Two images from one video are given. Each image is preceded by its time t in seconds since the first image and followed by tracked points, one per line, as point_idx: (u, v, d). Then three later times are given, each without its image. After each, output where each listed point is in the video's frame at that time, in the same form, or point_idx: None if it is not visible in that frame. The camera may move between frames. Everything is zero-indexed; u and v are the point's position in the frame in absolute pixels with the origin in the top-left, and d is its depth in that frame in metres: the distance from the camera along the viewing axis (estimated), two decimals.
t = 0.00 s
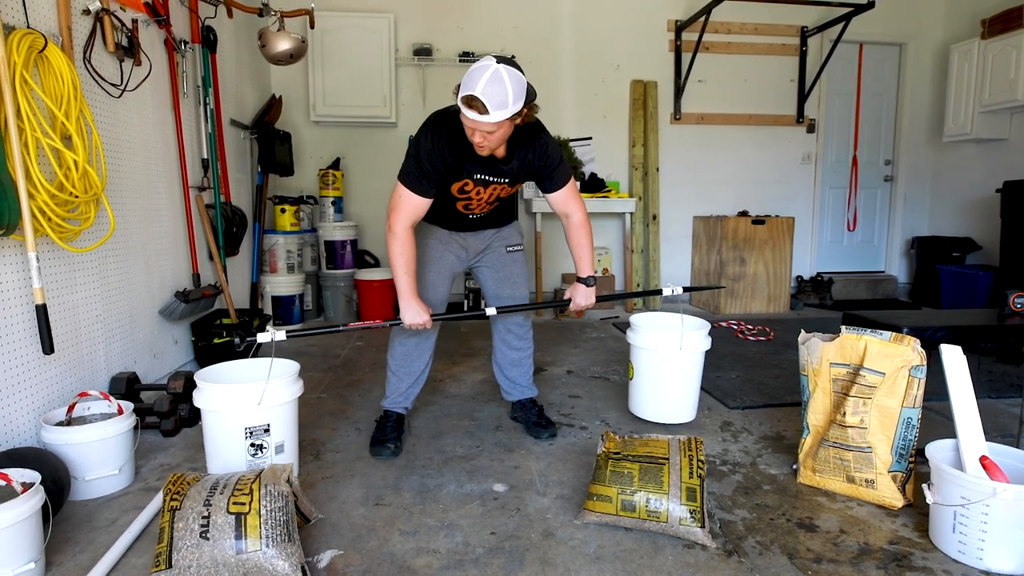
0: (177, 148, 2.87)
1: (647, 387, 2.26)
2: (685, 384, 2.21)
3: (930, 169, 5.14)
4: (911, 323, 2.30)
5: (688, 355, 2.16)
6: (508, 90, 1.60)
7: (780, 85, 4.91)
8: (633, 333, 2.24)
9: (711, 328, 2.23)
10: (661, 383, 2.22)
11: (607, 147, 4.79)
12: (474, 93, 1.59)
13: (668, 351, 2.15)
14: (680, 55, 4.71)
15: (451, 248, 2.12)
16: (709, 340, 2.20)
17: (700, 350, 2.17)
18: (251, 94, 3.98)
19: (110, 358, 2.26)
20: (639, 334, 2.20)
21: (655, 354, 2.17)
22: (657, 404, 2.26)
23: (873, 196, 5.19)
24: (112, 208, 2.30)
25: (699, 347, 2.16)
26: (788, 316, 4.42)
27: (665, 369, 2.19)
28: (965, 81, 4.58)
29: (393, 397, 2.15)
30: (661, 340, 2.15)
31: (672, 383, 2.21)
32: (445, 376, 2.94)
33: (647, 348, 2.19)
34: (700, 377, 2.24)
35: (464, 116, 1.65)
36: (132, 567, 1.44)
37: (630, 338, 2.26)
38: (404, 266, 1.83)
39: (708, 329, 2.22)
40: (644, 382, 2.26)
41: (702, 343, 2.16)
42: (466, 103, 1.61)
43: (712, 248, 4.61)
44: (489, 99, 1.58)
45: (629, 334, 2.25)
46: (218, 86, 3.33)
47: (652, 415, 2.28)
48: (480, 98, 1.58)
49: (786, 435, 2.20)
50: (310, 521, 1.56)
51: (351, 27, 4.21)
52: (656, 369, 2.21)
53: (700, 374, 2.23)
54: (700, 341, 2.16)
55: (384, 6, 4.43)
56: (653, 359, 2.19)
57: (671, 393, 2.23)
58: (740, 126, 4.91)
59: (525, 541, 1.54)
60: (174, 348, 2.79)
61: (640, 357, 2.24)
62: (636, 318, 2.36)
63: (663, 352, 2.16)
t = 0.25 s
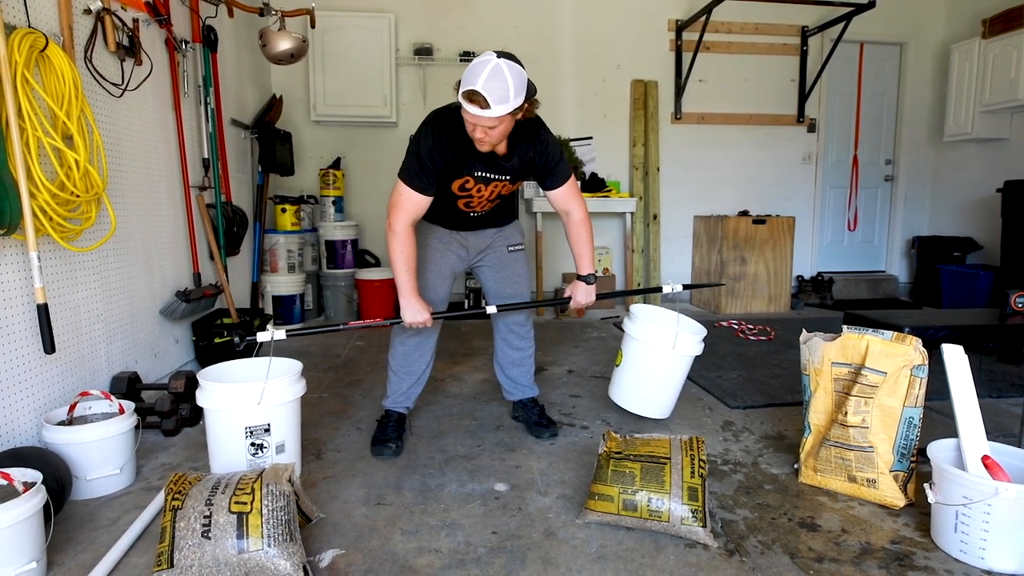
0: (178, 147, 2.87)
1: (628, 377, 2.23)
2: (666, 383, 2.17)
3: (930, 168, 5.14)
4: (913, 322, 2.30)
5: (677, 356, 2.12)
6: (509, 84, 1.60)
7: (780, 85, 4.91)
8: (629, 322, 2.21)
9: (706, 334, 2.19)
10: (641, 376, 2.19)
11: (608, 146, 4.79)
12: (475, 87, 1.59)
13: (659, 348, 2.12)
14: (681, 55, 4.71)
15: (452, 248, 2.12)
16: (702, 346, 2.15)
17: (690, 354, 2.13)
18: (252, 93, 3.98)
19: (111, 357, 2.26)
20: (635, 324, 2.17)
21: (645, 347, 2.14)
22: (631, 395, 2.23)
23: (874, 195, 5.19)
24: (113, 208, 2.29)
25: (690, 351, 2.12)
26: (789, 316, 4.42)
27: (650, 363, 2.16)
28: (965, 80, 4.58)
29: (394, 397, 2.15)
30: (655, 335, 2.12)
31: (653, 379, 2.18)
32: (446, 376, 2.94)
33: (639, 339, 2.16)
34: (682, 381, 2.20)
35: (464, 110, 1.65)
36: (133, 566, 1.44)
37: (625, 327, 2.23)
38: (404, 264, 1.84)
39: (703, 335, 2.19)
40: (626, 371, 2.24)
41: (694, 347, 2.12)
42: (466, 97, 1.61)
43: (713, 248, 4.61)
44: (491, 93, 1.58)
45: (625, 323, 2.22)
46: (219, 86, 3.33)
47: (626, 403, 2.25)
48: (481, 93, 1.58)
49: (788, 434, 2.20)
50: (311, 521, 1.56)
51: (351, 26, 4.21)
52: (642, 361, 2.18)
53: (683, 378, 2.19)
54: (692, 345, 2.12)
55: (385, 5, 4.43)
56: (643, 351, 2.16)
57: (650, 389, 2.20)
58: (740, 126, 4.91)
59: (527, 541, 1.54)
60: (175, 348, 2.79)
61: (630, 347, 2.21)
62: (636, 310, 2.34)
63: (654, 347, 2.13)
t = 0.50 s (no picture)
0: (179, 147, 2.87)
1: (638, 382, 2.26)
2: (676, 385, 2.20)
3: (931, 168, 5.14)
4: (915, 322, 2.29)
5: (682, 356, 2.14)
6: (512, 79, 1.60)
7: (781, 84, 4.91)
8: (631, 328, 2.23)
9: (708, 330, 2.21)
10: (651, 380, 2.22)
11: (609, 146, 4.78)
12: (479, 81, 1.58)
13: (663, 351, 2.14)
14: (682, 54, 4.70)
15: (453, 247, 2.12)
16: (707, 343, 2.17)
17: (695, 353, 2.15)
18: (253, 93, 3.98)
19: (113, 357, 2.26)
20: (637, 330, 2.19)
21: (650, 352, 2.16)
22: (645, 399, 2.26)
23: (875, 195, 5.19)
24: (115, 208, 2.29)
25: (695, 350, 2.14)
26: (790, 315, 4.42)
27: (657, 367, 2.18)
28: (966, 80, 4.57)
29: (395, 397, 2.15)
30: (658, 339, 2.14)
31: (663, 382, 2.20)
32: (448, 376, 2.94)
33: (643, 344, 2.18)
34: (691, 379, 2.22)
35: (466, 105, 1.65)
36: (135, 566, 1.44)
37: (628, 333, 2.25)
38: (403, 261, 1.84)
39: (706, 332, 2.20)
40: (636, 377, 2.26)
41: (698, 345, 2.14)
42: (468, 91, 1.61)
43: (715, 247, 4.61)
44: (495, 88, 1.58)
45: (628, 329, 2.24)
46: (221, 86, 3.33)
47: (641, 409, 2.28)
48: (485, 87, 1.58)
49: (789, 434, 2.20)
50: (313, 520, 1.56)
51: (352, 26, 4.21)
52: (650, 366, 2.20)
53: (692, 376, 2.21)
54: (696, 344, 2.14)
55: (386, 5, 4.43)
56: (648, 356, 2.19)
57: (661, 391, 2.22)
58: (741, 126, 4.91)
59: (529, 541, 1.54)
60: (176, 347, 2.79)
61: (636, 353, 2.24)
62: (638, 313, 2.35)
63: (658, 351, 2.15)
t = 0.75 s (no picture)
0: (180, 148, 2.87)
1: (662, 388, 2.25)
2: (697, 376, 2.21)
3: (931, 168, 5.14)
4: (915, 323, 2.29)
5: (694, 347, 2.17)
6: (512, 77, 1.60)
7: (781, 85, 4.92)
8: (636, 336, 2.23)
9: (708, 313, 2.26)
10: (675, 381, 2.22)
11: (609, 146, 4.79)
12: (479, 79, 1.59)
13: (675, 348, 2.16)
14: (682, 55, 4.71)
15: (453, 247, 2.12)
16: (711, 327, 2.21)
17: (705, 338, 2.19)
18: (253, 93, 3.98)
19: (114, 357, 2.26)
20: (643, 336, 2.20)
21: (664, 354, 2.16)
22: (676, 402, 2.25)
23: (875, 195, 5.19)
24: (116, 208, 2.30)
25: (703, 336, 2.18)
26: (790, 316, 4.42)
27: (676, 367, 2.19)
28: (966, 81, 4.58)
29: (397, 397, 2.15)
30: (666, 338, 2.15)
31: (686, 379, 2.21)
32: (448, 376, 2.94)
33: (653, 348, 2.18)
34: (710, 364, 2.25)
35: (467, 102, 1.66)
36: (137, 566, 1.44)
37: (634, 342, 2.25)
38: (403, 259, 1.84)
39: (707, 316, 2.24)
40: (658, 383, 2.25)
41: (704, 330, 2.18)
42: (468, 88, 1.62)
43: (715, 248, 4.61)
44: (494, 85, 1.58)
45: (633, 339, 2.24)
46: (221, 86, 3.34)
47: (676, 411, 2.26)
48: (484, 84, 1.59)
49: (790, 434, 2.20)
50: (315, 520, 1.56)
51: (353, 26, 4.21)
52: (667, 367, 2.20)
53: (710, 361, 2.24)
54: (702, 330, 2.17)
55: (386, 6, 4.43)
56: (663, 359, 2.19)
57: (687, 389, 2.22)
58: (741, 126, 4.91)
59: (531, 541, 1.55)
60: (177, 347, 2.79)
61: (649, 359, 2.23)
62: (636, 320, 2.37)
63: (671, 350, 2.16)
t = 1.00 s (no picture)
0: (181, 147, 2.86)
1: (668, 382, 2.25)
2: (704, 371, 2.22)
3: (932, 168, 5.14)
4: (917, 322, 2.29)
5: (702, 342, 2.18)
6: (521, 68, 1.63)
7: (782, 85, 4.91)
8: (644, 330, 2.24)
9: (715, 309, 2.27)
10: (681, 376, 2.22)
11: (610, 146, 4.78)
12: (495, 78, 1.60)
13: (684, 342, 2.17)
14: (683, 55, 4.70)
15: (454, 247, 2.12)
16: (719, 322, 2.23)
17: (713, 334, 2.21)
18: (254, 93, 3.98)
19: (115, 357, 2.26)
20: (651, 330, 2.20)
21: (672, 348, 2.17)
22: (681, 397, 2.25)
23: (875, 195, 5.19)
24: (118, 208, 2.29)
25: (711, 331, 2.19)
26: (791, 316, 4.42)
27: (684, 361, 2.19)
28: (967, 80, 4.58)
29: (398, 397, 2.15)
30: (675, 332, 2.16)
31: (693, 374, 2.22)
32: (449, 376, 2.94)
33: (661, 343, 2.19)
34: (716, 361, 2.27)
35: (477, 104, 1.66)
36: (139, 565, 1.44)
37: (641, 336, 2.25)
38: (403, 255, 1.84)
39: (715, 311, 2.26)
40: (664, 378, 2.26)
41: (713, 325, 2.20)
42: (482, 91, 1.62)
43: (716, 248, 4.61)
44: (511, 80, 1.61)
45: (640, 333, 2.25)
46: (222, 86, 3.34)
47: (678, 408, 2.27)
48: (502, 81, 1.60)
49: (791, 434, 2.20)
50: (317, 520, 1.56)
51: (354, 26, 4.21)
52: (673, 362, 2.20)
53: (716, 358, 2.26)
54: (711, 325, 2.19)
55: (387, 5, 4.43)
56: (670, 353, 2.19)
57: (693, 384, 2.23)
58: (742, 126, 4.91)
59: (533, 540, 1.55)
60: (178, 347, 2.79)
61: (655, 353, 2.24)
62: (644, 313, 2.37)
63: (680, 344, 2.16)
